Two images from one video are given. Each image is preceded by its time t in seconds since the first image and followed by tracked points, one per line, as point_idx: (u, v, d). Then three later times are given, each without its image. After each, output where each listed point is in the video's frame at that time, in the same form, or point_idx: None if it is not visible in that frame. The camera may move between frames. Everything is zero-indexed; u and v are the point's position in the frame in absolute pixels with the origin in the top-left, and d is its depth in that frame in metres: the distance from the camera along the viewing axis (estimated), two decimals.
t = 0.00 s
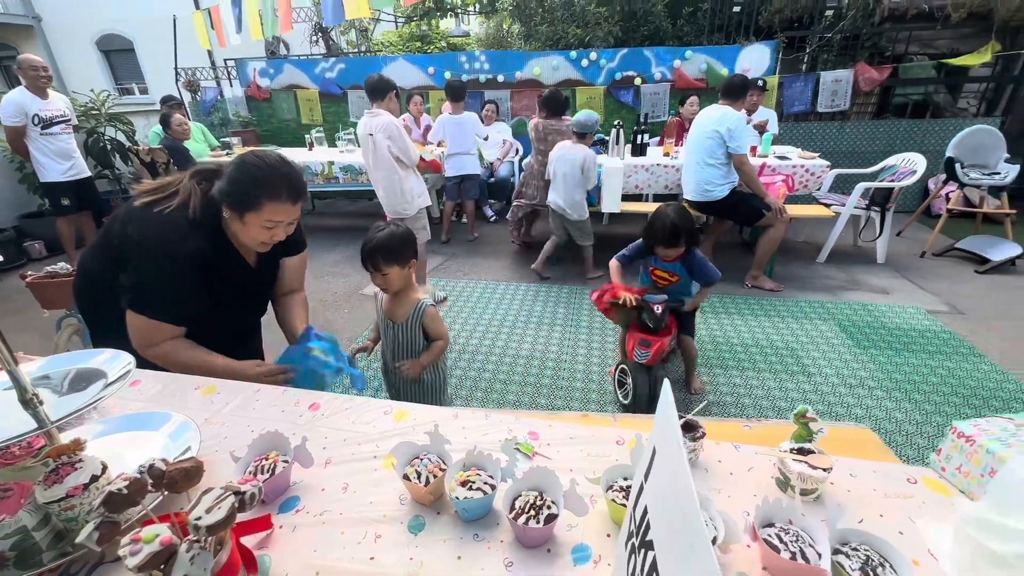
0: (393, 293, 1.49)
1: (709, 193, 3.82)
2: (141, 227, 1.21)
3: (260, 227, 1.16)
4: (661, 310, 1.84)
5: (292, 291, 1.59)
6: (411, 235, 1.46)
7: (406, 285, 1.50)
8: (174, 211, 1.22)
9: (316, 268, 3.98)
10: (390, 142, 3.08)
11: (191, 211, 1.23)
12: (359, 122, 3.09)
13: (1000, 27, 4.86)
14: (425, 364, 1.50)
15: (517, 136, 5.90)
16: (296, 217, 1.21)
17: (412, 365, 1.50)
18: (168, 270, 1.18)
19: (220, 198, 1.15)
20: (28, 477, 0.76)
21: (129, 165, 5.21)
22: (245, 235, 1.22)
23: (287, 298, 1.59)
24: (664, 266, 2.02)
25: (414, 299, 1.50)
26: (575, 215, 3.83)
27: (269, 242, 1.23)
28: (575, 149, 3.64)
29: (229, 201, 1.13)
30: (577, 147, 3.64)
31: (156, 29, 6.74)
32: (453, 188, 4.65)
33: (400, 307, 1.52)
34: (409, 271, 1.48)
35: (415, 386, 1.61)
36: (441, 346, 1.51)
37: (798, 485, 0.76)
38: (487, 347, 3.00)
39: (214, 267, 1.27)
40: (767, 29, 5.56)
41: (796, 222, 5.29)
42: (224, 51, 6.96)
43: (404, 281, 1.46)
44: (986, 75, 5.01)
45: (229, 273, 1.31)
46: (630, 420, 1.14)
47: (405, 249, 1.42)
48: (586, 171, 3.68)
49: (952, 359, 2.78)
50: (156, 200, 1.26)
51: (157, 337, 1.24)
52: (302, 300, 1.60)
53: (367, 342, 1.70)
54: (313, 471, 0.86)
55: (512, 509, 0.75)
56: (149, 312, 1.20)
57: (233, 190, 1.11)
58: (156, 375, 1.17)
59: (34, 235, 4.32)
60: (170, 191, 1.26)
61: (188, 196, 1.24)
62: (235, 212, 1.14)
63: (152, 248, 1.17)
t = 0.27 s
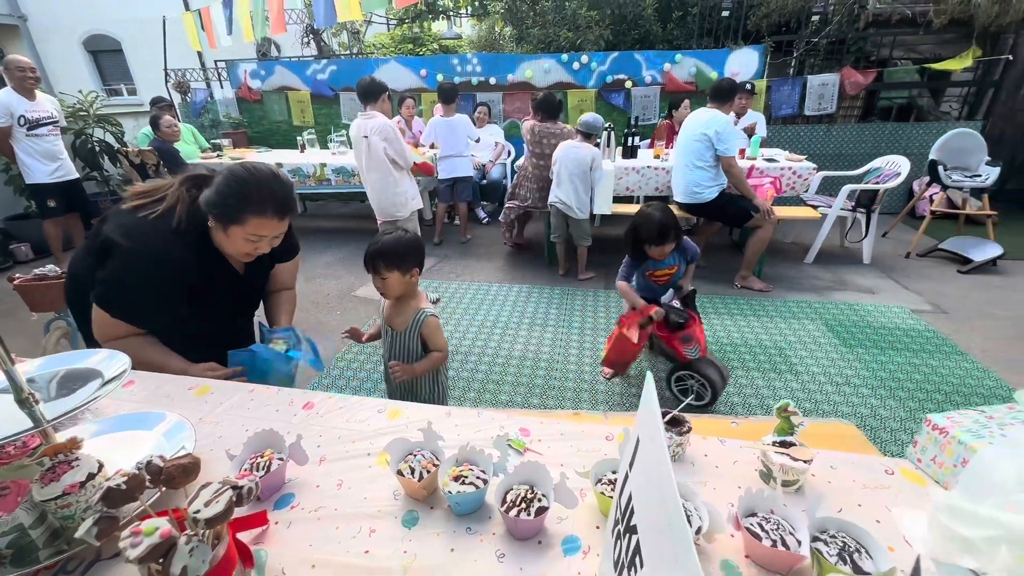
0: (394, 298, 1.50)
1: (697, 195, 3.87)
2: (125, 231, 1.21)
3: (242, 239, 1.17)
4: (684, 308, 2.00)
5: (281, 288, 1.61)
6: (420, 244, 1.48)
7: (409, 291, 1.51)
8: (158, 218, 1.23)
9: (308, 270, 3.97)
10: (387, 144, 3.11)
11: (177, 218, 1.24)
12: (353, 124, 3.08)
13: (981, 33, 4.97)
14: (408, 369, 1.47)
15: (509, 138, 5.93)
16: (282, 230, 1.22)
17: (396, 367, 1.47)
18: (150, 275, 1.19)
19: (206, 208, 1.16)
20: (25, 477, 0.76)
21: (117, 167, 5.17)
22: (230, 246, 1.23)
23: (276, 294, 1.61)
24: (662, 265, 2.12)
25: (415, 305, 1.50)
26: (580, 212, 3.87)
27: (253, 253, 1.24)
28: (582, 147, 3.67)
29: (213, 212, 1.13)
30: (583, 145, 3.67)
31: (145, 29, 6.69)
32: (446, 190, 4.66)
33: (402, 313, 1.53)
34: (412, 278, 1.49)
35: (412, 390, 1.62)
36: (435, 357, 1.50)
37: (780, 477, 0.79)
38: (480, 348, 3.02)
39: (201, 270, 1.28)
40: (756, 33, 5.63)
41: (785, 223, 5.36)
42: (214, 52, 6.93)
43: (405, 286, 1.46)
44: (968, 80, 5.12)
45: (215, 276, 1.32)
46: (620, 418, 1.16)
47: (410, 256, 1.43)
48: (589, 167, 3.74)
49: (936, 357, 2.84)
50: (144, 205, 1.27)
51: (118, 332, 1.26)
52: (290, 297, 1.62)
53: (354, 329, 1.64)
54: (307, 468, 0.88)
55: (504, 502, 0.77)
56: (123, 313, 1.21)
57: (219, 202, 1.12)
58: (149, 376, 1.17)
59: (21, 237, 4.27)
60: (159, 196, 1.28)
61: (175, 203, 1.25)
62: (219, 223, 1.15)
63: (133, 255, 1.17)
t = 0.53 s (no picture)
0: (400, 297, 1.51)
1: (692, 195, 3.91)
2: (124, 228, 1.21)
3: (240, 241, 1.18)
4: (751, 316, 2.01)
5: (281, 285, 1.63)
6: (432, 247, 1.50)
7: (417, 292, 1.52)
8: (154, 218, 1.23)
9: (305, 271, 3.97)
10: (387, 144, 3.14)
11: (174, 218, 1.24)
12: (352, 125, 3.09)
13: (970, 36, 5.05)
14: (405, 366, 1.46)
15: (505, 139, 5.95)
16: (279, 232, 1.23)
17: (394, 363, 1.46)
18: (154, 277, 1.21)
19: (204, 209, 1.16)
20: (34, 471, 0.75)
21: (111, 167, 5.14)
22: (227, 247, 1.23)
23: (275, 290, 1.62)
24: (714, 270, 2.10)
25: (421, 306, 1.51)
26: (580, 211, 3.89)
27: (250, 255, 1.25)
28: (575, 146, 3.72)
29: (212, 214, 1.14)
30: (576, 144, 3.72)
31: (138, 29, 6.65)
32: (442, 191, 4.67)
33: (408, 312, 1.54)
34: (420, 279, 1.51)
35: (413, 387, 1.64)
36: (434, 359, 1.49)
37: (775, 467, 0.82)
38: (478, 347, 3.04)
39: (202, 267, 1.30)
40: (749, 35, 5.68)
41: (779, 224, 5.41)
42: (208, 52, 6.91)
43: (412, 286, 1.48)
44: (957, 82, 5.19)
45: (217, 278, 1.34)
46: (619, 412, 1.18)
47: (420, 258, 1.45)
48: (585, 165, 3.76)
49: (927, 355, 2.88)
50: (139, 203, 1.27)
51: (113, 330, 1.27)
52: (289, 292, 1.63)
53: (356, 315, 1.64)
54: (313, 462, 0.89)
55: (508, 492, 0.79)
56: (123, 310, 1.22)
57: (218, 204, 1.13)
58: (152, 374, 1.18)
59: (13, 238, 4.24)
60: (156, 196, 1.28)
61: (173, 203, 1.25)
62: (217, 225, 1.16)
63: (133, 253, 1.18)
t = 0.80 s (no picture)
0: (403, 296, 1.53)
1: (693, 197, 3.94)
2: (131, 223, 1.23)
3: (248, 226, 1.20)
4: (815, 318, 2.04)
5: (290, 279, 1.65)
6: (437, 249, 1.53)
7: (419, 292, 1.54)
8: (159, 211, 1.25)
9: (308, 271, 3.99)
10: (390, 146, 3.16)
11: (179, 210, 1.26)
12: (355, 127, 3.11)
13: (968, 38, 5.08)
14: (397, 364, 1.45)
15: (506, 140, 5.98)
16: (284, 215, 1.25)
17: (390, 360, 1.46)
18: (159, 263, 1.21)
19: (209, 197, 1.18)
20: (61, 466, 0.74)
21: (114, 168, 5.16)
22: (235, 235, 1.25)
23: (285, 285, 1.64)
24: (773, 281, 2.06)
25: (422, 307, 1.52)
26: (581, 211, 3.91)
27: (258, 241, 1.27)
28: (575, 147, 3.76)
29: (218, 200, 1.16)
30: (576, 145, 3.75)
31: (139, 31, 6.68)
32: (444, 192, 4.70)
33: (408, 311, 1.56)
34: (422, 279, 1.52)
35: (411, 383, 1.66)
36: (429, 360, 1.50)
37: (781, 460, 0.84)
38: (480, 347, 3.06)
39: (205, 258, 1.31)
40: (749, 37, 5.71)
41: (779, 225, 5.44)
42: (210, 54, 6.94)
43: (415, 285, 1.50)
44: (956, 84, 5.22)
45: (221, 265, 1.36)
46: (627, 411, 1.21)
47: (423, 257, 1.47)
48: (586, 166, 3.79)
49: (927, 354, 2.91)
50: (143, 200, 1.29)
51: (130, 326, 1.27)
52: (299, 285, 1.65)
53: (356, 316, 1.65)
54: (329, 456, 0.91)
55: (522, 484, 0.81)
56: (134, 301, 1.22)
57: (224, 189, 1.15)
58: (166, 372, 1.20)
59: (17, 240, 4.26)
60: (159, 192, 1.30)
61: (177, 196, 1.28)
62: (225, 211, 1.17)
63: (142, 243, 1.19)
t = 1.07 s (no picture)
0: (401, 300, 1.53)
1: (696, 198, 3.94)
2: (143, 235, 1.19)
3: (277, 201, 1.24)
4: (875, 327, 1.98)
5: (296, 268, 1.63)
6: (438, 253, 1.53)
7: (417, 296, 1.54)
8: (165, 222, 1.20)
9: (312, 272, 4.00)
10: (395, 146, 3.16)
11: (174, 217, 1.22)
12: (360, 127, 3.12)
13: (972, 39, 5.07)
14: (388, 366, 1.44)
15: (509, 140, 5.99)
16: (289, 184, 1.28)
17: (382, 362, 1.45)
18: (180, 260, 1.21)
19: (226, 188, 1.18)
20: (75, 462, 0.77)
21: (119, 169, 5.19)
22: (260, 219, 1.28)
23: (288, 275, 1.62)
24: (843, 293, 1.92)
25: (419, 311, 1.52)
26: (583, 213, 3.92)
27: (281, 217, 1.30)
28: (578, 147, 3.78)
29: (240, 187, 1.17)
30: (578, 145, 3.78)
31: (144, 32, 6.72)
32: (447, 193, 4.71)
33: (406, 316, 1.55)
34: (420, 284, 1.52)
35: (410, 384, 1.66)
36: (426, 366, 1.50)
37: (788, 460, 0.84)
38: (484, 347, 3.07)
39: (214, 255, 1.31)
40: (752, 37, 5.71)
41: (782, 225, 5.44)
42: (214, 55, 6.97)
43: (412, 288, 1.50)
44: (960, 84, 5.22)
45: (232, 259, 1.35)
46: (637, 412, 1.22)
47: (423, 261, 1.47)
48: (589, 167, 3.81)
49: (931, 355, 2.90)
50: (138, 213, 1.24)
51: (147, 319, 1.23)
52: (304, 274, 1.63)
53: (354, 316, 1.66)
54: (339, 455, 0.92)
55: (531, 483, 0.82)
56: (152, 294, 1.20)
57: (238, 174, 1.16)
58: (173, 371, 1.21)
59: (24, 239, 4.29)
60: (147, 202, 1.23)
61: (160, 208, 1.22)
62: (249, 196, 1.19)
63: (163, 244, 1.18)
